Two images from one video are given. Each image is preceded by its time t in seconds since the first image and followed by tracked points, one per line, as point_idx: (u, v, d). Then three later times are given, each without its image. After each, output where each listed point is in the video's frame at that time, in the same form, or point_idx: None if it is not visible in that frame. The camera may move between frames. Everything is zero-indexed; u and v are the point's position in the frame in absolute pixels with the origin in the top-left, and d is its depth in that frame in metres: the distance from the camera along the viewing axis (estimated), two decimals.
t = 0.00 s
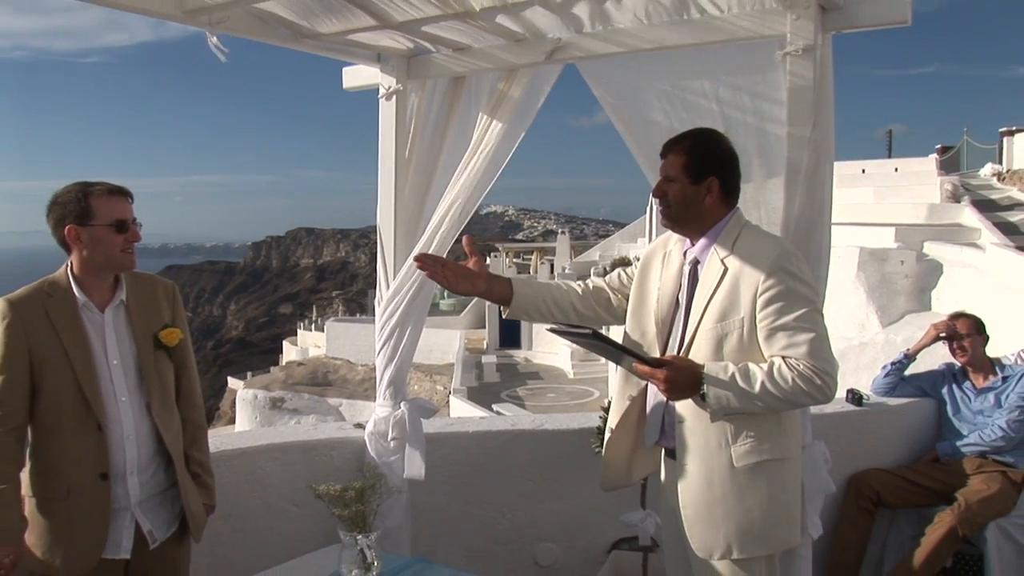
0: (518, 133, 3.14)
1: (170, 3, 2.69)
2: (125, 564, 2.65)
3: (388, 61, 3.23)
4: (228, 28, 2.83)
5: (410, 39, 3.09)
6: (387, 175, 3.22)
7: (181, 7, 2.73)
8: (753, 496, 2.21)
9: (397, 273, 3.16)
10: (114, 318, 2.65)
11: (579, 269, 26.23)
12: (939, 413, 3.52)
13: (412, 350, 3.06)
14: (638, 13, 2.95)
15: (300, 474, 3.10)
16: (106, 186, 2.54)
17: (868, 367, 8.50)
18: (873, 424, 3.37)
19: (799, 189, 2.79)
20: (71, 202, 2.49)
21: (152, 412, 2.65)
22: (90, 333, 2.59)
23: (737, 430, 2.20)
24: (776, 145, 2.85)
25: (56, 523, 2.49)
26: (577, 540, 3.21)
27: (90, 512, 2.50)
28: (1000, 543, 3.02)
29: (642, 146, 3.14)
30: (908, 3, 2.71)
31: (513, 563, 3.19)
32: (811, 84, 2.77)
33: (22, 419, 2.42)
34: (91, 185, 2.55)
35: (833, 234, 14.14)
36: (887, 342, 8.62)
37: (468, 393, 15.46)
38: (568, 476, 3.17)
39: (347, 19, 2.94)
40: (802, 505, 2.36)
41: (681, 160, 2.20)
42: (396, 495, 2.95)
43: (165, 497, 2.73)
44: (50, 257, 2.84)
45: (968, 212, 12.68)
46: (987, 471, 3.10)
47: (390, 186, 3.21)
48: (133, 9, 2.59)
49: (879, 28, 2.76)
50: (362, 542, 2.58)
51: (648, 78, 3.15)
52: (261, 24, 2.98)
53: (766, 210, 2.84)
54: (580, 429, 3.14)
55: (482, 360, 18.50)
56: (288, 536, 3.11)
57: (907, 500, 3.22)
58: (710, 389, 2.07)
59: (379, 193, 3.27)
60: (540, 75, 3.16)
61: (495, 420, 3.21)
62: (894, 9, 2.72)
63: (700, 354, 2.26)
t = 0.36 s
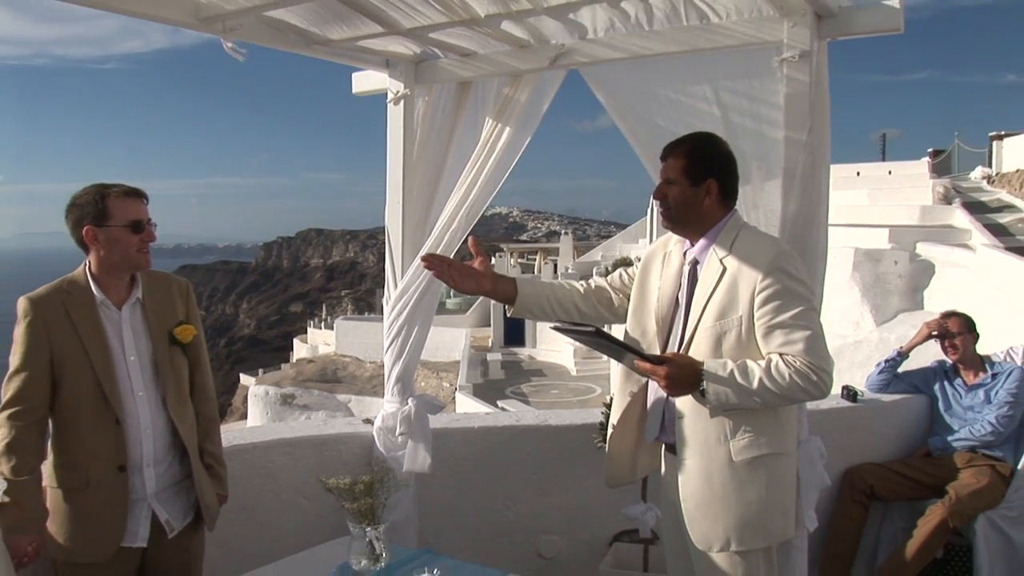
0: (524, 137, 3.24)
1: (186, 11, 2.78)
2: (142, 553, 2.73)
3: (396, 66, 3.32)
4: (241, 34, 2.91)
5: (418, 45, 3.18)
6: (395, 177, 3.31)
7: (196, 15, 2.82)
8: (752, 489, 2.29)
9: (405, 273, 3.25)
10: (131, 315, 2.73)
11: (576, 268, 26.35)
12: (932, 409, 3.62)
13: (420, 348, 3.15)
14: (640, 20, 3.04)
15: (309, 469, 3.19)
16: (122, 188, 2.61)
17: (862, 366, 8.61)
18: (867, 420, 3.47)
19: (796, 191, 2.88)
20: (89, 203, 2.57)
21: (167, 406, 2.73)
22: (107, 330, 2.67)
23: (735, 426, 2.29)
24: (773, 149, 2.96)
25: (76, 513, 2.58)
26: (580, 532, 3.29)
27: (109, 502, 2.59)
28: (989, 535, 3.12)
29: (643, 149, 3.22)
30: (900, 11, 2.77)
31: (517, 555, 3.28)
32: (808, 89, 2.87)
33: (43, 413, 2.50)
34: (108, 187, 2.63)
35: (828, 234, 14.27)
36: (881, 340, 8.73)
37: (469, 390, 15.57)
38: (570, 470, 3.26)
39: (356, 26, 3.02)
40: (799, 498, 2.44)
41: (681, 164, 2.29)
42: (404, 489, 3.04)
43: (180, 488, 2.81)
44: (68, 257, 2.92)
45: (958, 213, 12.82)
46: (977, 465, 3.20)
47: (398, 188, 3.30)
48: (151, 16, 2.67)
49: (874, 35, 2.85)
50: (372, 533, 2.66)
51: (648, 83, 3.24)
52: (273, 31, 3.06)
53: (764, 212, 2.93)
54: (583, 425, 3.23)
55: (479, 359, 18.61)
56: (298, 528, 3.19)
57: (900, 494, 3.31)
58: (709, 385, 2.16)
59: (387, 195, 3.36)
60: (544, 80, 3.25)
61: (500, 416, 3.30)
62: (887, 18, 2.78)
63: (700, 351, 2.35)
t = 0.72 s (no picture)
0: (529, 140, 3.32)
1: (202, 18, 2.86)
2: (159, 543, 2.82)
3: (405, 71, 3.40)
4: (256, 41, 3.00)
5: (427, 51, 3.26)
6: (404, 179, 3.39)
7: (211, 22, 2.89)
8: (750, 483, 2.38)
9: (413, 272, 3.34)
10: (148, 313, 2.82)
11: (576, 268, 26.48)
12: (926, 406, 3.70)
13: (428, 346, 3.24)
14: (643, 26, 3.12)
15: (320, 463, 3.27)
16: (140, 190, 2.69)
17: (860, 364, 8.70)
18: (863, 417, 3.56)
19: (794, 193, 2.97)
20: (108, 205, 2.65)
21: (183, 401, 2.81)
22: (126, 327, 2.76)
23: (734, 423, 2.38)
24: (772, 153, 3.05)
25: (95, 504, 2.66)
26: (583, 525, 3.38)
27: (128, 493, 2.67)
28: (981, 528, 3.21)
29: (645, 152, 3.31)
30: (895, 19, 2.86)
31: (522, 547, 3.37)
32: (805, 95, 2.95)
33: (64, 407, 2.59)
34: (125, 189, 2.70)
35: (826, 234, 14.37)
36: (878, 340, 8.84)
37: (472, 388, 15.67)
38: (574, 464, 3.35)
39: (367, 32, 3.11)
40: (796, 492, 2.53)
41: (681, 167, 2.37)
42: (413, 483, 3.13)
43: (196, 481, 2.89)
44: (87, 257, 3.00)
45: (952, 215, 12.94)
46: (969, 460, 3.29)
47: (406, 190, 3.39)
48: (168, 24, 2.76)
49: (869, 42, 2.93)
50: (381, 526, 2.76)
51: (651, 88, 3.33)
52: (286, 37, 3.15)
53: (765, 214, 3.03)
54: (586, 420, 3.32)
55: (480, 358, 18.72)
56: (309, 521, 3.28)
57: (895, 488, 3.40)
58: (709, 383, 2.25)
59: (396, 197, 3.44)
60: (549, 84, 3.34)
61: (506, 412, 3.39)
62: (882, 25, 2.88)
63: (699, 349, 2.44)
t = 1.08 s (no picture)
0: (535, 139, 3.32)
1: (209, 17, 2.87)
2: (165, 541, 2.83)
3: (412, 70, 3.41)
4: (262, 39, 3.00)
5: (433, 49, 3.25)
6: (410, 180, 3.39)
7: (218, 21, 2.90)
8: (756, 483, 2.37)
9: (420, 271, 3.34)
10: (153, 312, 2.82)
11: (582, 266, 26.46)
12: (934, 405, 3.69)
13: (434, 344, 3.24)
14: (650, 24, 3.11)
15: (327, 461, 3.28)
16: (146, 189, 2.69)
17: (866, 363, 8.68)
18: (870, 416, 3.55)
19: (800, 191, 2.97)
20: (114, 203, 2.65)
21: (189, 399, 2.81)
22: (131, 326, 2.76)
23: (739, 422, 2.37)
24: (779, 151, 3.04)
25: (101, 503, 2.67)
26: (590, 524, 3.38)
27: (133, 491, 2.68)
28: (989, 527, 3.20)
29: (652, 150, 3.31)
30: (903, 17, 2.87)
31: (528, 546, 3.36)
32: (812, 93, 2.94)
33: (69, 405, 2.60)
34: (131, 188, 2.71)
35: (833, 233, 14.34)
36: (885, 338, 8.81)
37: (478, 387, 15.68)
38: (581, 463, 3.35)
39: (373, 31, 3.10)
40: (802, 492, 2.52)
41: (685, 165, 2.37)
42: (419, 481, 3.12)
43: (202, 479, 2.89)
44: (95, 256, 3.01)
45: (960, 214, 12.89)
46: (977, 459, 3.28)
47: (412, 190, 3.39)
48: (176, 23, 2.76)
49: (878, 40, 2.93)
50: (387, 525, 2.77)
51: (658, 86, 3.33)
52: (292, 36, 3.15)
53: (770, 211, 3.03)
54: (594, 419, 3.31)
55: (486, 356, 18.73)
56: (316, 519, 3.28)
57: (902, 487, 3.40)
58: (714, 382, 2.24)
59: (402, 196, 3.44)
60: (556, 83, 3.33)
61: (513, 411, 3.39)
62: (890, 22, 2.87)
63: (704, 348, 2.43)
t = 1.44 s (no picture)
0: (543, 136, 3.31)
1: (216, 15, 2.88)
2: (173, 540, 2.83)
3: (419, 67, 3.39)
4: (269, 37, 3.00)
5: (440, 46, 3.24)
6: (418, 178, 3.38)
7: (225, 18, 2.90)
8: (761, 483, 2.36)
9: (428, 268, 3.33)
10: (160, 310, 2.82)
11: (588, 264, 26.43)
12: (943, 402, 3.68)
13: (442, 342, 3.24)
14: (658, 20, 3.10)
15: (335, 459, 3.28)
16: (152, 187, 2.69)
17: (875, 360, 8.64)
18: (879, 414, 3.53)
19: (810, 186, 2.96)
20: (120, 201, 2.65)
21: (195, 398, 2.82)
22: (138, 324, 2.77)
23: (744, 422, 2.36)
24: (787, 147, 3.06)
25: (109, 501, 2.67)
26: (599, 522, 3.38)
27: (140, 490, 2.69)
28: (998, 526, 3.19)
29: (661, 147, 3.30)
30: (913, 12, 2.83)
31: (536, 543, 3.36)
32: (820, 90, 2.93)
33: (77, 404, 2.60)
34: (138, 185, 2.71)
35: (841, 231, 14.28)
36: (894, 335, 8.77)
37: (485, 384, 15.69)
38: (589, 461, 3.34)
39: (380, 28, 3.09)
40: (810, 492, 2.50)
41: (690, 161, 2.36)
42: (426, 480, 3.12)
43: (209, 478, 2.89)
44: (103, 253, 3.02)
45: (969, 211, 12.82)
46: (987, 457, 3.26)
47: (420, 187, 3.38)
48: (183, 20, 2.76)
49: (887, 35, 2.90)
50: (394, 522, 2.78)
51: (666, 83, 3.33)
52: (299, 33, 3.14)
53: (780, 207, 3.04)
54: (602, 417, 3.31)
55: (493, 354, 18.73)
56: (325, 517, 3.29)
57: (911, 485, 3.38)
58: (719, 382, 2.24)
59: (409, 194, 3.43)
60: (564, 79, 3.32)
61: (521, 409, 3.38)
62: (900, 18, 2.84)
63: (710, 348, 2.42)
